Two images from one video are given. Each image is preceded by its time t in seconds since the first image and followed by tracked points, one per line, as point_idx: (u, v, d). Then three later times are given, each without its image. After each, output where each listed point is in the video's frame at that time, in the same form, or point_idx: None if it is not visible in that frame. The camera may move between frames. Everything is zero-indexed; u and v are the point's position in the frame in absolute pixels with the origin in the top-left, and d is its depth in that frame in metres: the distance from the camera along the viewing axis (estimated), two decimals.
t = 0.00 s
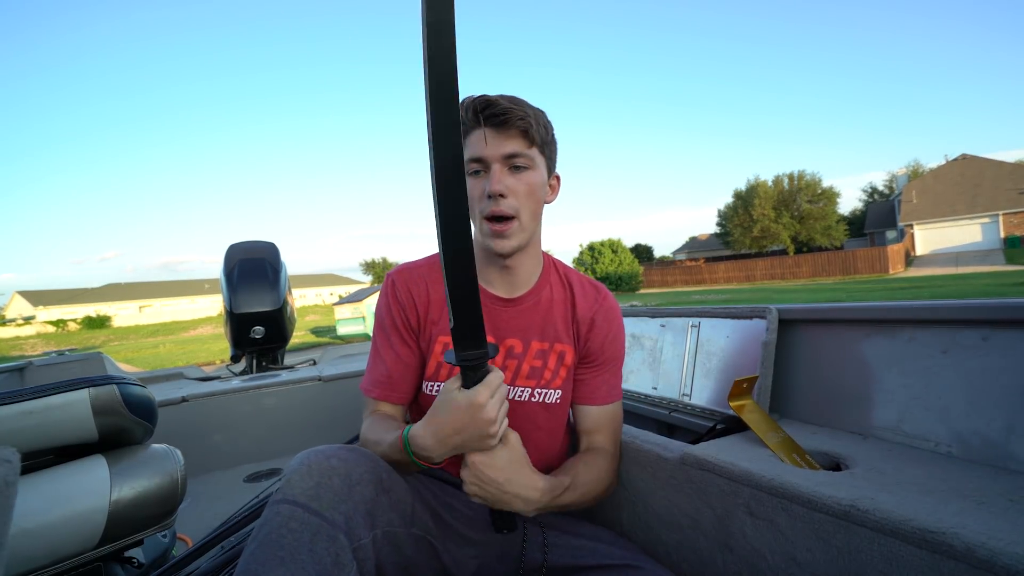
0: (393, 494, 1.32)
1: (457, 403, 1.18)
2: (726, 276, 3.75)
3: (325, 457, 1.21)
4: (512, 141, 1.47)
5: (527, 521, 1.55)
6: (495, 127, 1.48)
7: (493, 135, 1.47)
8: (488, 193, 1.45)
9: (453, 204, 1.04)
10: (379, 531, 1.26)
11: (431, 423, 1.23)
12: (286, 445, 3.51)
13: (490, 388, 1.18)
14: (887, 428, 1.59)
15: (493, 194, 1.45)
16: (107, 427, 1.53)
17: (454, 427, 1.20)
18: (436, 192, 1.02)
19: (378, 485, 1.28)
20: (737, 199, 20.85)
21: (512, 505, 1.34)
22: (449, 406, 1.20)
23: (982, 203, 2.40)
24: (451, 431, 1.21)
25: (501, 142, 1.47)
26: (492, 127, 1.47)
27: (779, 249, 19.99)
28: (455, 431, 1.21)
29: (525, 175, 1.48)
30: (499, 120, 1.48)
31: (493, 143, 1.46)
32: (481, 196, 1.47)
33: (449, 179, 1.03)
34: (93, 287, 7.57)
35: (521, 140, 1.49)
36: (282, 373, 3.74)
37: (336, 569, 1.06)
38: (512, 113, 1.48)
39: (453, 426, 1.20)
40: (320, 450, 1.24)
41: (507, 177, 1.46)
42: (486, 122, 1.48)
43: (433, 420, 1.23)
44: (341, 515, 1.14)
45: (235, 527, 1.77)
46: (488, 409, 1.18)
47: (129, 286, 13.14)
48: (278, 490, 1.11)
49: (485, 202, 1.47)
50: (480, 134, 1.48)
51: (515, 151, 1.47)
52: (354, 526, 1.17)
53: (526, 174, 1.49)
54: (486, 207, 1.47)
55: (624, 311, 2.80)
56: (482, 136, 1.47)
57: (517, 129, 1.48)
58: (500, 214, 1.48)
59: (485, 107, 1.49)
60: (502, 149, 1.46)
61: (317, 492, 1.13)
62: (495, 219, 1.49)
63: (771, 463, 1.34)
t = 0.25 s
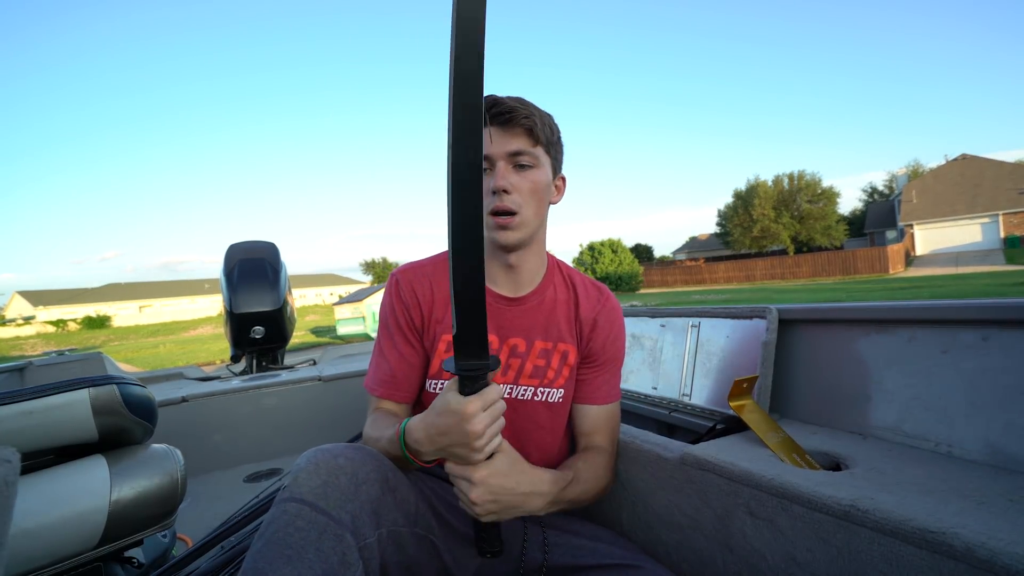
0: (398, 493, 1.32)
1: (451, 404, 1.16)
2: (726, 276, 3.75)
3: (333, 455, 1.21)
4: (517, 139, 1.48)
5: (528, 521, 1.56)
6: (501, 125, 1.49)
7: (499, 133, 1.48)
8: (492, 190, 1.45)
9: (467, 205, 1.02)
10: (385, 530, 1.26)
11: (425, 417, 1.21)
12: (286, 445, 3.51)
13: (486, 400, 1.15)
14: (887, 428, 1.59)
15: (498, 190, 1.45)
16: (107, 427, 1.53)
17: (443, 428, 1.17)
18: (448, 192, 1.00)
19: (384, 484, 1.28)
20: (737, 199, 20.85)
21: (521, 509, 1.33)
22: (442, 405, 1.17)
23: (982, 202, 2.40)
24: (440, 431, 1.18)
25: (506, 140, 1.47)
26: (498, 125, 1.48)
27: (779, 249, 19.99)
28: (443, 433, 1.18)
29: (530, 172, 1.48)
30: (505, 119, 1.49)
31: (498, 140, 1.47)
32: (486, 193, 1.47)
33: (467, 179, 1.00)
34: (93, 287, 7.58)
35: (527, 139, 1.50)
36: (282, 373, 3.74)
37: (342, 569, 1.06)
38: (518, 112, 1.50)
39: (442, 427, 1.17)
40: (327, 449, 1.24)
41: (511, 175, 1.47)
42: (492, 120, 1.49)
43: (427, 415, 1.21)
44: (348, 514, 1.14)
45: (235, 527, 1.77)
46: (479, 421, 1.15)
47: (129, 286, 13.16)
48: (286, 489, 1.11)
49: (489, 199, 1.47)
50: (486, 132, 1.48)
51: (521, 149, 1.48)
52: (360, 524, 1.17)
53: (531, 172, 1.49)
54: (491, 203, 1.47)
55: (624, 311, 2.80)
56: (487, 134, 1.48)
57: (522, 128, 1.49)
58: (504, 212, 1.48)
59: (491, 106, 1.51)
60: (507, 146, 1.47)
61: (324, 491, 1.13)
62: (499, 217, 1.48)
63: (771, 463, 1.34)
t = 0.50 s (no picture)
0: (398, 494, 1.32)
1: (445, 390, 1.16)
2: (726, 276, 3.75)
3: (333, 456, 1.22)
4: (531, 139, 1.48)
5: (528, 522, 1.57)
6: (514, 125, 1.49)
7: (513, 132, 1.48)
8: (506, 187, 1.44)
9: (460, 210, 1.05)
10: (384, 530, 1.26)
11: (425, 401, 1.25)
12: (286, 445, 3.51)
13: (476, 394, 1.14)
14: (887, 428, 1.59)
15: (512, 187, 1.43)
16: (107, 427, 1.53)
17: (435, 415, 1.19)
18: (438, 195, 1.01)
19: (384, 484, 1.28)
20: (737, 199, 20.85)
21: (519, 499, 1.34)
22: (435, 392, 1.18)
23: (982, 202, 2.40)
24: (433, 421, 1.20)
25: (520, 139, 1.47)
26: (511, 124, 1.49)
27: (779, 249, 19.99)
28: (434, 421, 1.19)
29: (542, 173, 1.49)
30: (519, 118, 1.49)
31: (512, 139, 1.47)
32: (499, 190, 1.46)
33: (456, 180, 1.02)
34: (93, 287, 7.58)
35: (539, 140, 1.51)
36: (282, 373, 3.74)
37: (342, 569, 1.05)
38: (531, 113, 1.51)
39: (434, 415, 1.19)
40: (327, 449, 1.24)
41: (524, 174, 1.46)
42: (506, 119, 1.49)
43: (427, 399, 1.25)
44: (347, 514, 1.14)
45: (235, 527, 1.77)
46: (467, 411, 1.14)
47: (129, 286, 13.16)
48: (285, 489, 1.11)
49: (503, 196, 1.45)
50: (500, 129, 1.48)
51: (533, 149, 1.48)
52: (360, 524, 1.17)
53: (543, 172, 1.49)
54: (504, 200, 1.45)
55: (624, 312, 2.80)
56: (501, 132, 1.48)
57: (535, 128, 1.50)
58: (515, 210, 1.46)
59: (505, 105, 1.51)
60: (521, 145, 1.47)
61: (324, 491, 1.13)
62: (510, 215, 1.47)
63: (771, 463, 1.34)
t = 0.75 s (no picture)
0: (397, 494, 1.32)
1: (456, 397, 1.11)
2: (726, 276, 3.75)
3: (332, 455, 1.22)
4: (531, 143, 1.49)
5: (527, 521, 1.55)
6: (514, 127, 1.49)
7: (512, 135, 1.48)
8: (504, 191, 1.44)
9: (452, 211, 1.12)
10: (383, 531, 1.26)
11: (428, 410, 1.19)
12: (286, 446, 3.51)
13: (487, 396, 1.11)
14: (887, 428, 1.59)
15: (510, 193, 1.44)
16: (107, 427, 1.53)
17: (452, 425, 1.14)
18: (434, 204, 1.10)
19: (383, 484, 1.28)
20: (737, 199, 20.85)
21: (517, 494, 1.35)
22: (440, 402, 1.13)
23: (982, 203, 2.40)
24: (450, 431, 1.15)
25: (520, 143, 1.48)
26: (511, 127, 1.48)
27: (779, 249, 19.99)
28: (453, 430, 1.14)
29: (541, 177, 1.49)
30: (519, 121, 1.49)
31: (512, 143, 1.47)
32: (497, 194, 1.46)
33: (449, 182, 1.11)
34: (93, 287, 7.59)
35: (539, 145, 1.51)
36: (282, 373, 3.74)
37: (341, 569, 1.05)
38: (532, 116, 1.50)
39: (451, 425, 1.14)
40: (326, 449, 1.24)
41: (523, 179, 1.47)
42: (506, 122, 1.49)
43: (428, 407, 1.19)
44: (346, 514, 1.14)
45: (235, 526, 1.78)
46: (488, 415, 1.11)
47: (129, 286, 13.17)
48: (284, 489, 1.11)
49: (500, 200, 1.45)
50: (499, 132, 1.48)
51: (532, 154, 1.49)
52: (359, 524, 1.17)
53: (541, 177, 1.49)
54: (502, 205, 1.45)
55: (624, 312, 2.80)
56: (501, 135, 1.48)
57: (535, 132, 1.50)
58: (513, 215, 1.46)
59: (505, 107, 1.50)
60: (520, 149, 1.47)
61: (323, 491, 1.13)
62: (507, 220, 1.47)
63: (771, 463, 1.34)
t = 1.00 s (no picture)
0: (394, 494, 1.32)
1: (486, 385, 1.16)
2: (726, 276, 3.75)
3: (328, 455, 1.22)
4: (531, 144, 1.49)
5: (527, 521, 1.54)
6: (515, 127, 1.49)
7: (513, 135, 1.48)
8: (505, 192, 1.44)
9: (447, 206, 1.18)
10: (380, 531, 1.26)
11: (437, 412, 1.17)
12: (286, 446, 3.51)
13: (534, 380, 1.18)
14: (887, 428, 1.59)
15: (510, 193, 1.43)
16: (107, 427, 1.53)
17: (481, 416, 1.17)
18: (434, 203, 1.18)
19: (380, 484, 1.28)
20: (737, 199, 20.84)
21: (518, 495, 1.33)
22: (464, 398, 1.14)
23: (982, 203, 2.41)
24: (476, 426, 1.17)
25: (521, 143, 1.48)
26: (512, 127, 1.48)
27: (779, 249, 19.99)
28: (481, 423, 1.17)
29: (541, 178, 1.49)
30: (520, 121, 1.49)
31: (512, 143, 1.47)
32: (497, 194, 1.46)
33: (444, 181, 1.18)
34: (93, 287, 7.59)
35: (539, 145, 1.51)
36: (282, 373, 3.75)
37: (337, 569, 1.05)
38: (533, 116, 1.50)
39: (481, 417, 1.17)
40: (322, 449, 1.24)
41: (524, 179, 1.47)
42: (506, 122, 1.49)
43: (436, 409, 1.18)
44: (342, 514, 1.14)
45: (235, 527, 1.77)
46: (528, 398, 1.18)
47: (128, 287, 13.14)
48: (280, 489, 1.11)
49: (500, 201, 1.45)
50: (500, 132, 1.48)
51: (533, 154, 1.49)
52: (355, 525, 1.16)
53: (542, 177, 1.50)
54: (501, 205, 1.45)
55: (625, 312, 2.79)
56: (502, 135, 1.47)
57: (536, 132, 1.50)
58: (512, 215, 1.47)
59: (506, 107, 1.50)
60: (521, 150, 1.47)
61: (319, 491, 1.13)
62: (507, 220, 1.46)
63: (771, 463, 1.34)
